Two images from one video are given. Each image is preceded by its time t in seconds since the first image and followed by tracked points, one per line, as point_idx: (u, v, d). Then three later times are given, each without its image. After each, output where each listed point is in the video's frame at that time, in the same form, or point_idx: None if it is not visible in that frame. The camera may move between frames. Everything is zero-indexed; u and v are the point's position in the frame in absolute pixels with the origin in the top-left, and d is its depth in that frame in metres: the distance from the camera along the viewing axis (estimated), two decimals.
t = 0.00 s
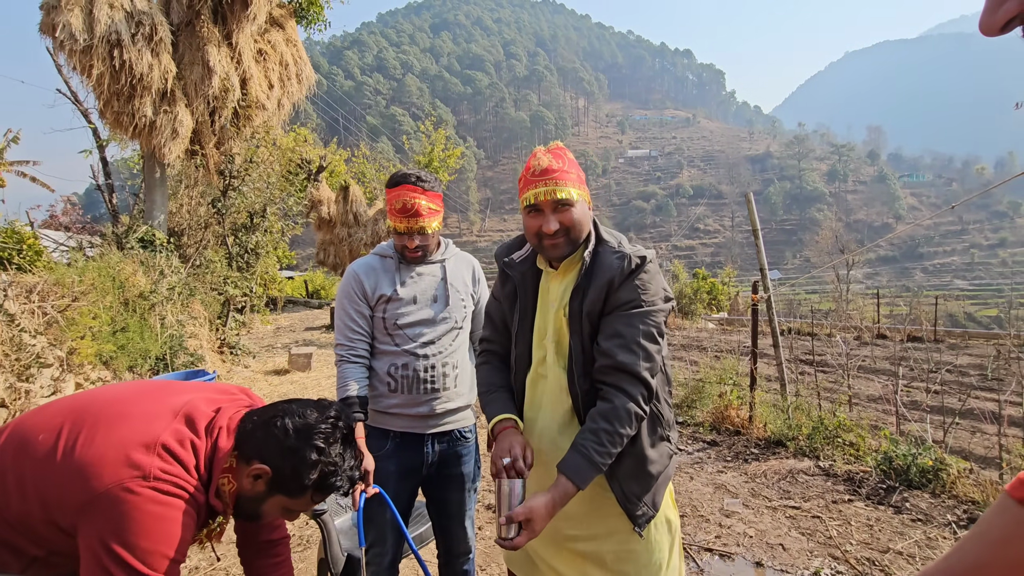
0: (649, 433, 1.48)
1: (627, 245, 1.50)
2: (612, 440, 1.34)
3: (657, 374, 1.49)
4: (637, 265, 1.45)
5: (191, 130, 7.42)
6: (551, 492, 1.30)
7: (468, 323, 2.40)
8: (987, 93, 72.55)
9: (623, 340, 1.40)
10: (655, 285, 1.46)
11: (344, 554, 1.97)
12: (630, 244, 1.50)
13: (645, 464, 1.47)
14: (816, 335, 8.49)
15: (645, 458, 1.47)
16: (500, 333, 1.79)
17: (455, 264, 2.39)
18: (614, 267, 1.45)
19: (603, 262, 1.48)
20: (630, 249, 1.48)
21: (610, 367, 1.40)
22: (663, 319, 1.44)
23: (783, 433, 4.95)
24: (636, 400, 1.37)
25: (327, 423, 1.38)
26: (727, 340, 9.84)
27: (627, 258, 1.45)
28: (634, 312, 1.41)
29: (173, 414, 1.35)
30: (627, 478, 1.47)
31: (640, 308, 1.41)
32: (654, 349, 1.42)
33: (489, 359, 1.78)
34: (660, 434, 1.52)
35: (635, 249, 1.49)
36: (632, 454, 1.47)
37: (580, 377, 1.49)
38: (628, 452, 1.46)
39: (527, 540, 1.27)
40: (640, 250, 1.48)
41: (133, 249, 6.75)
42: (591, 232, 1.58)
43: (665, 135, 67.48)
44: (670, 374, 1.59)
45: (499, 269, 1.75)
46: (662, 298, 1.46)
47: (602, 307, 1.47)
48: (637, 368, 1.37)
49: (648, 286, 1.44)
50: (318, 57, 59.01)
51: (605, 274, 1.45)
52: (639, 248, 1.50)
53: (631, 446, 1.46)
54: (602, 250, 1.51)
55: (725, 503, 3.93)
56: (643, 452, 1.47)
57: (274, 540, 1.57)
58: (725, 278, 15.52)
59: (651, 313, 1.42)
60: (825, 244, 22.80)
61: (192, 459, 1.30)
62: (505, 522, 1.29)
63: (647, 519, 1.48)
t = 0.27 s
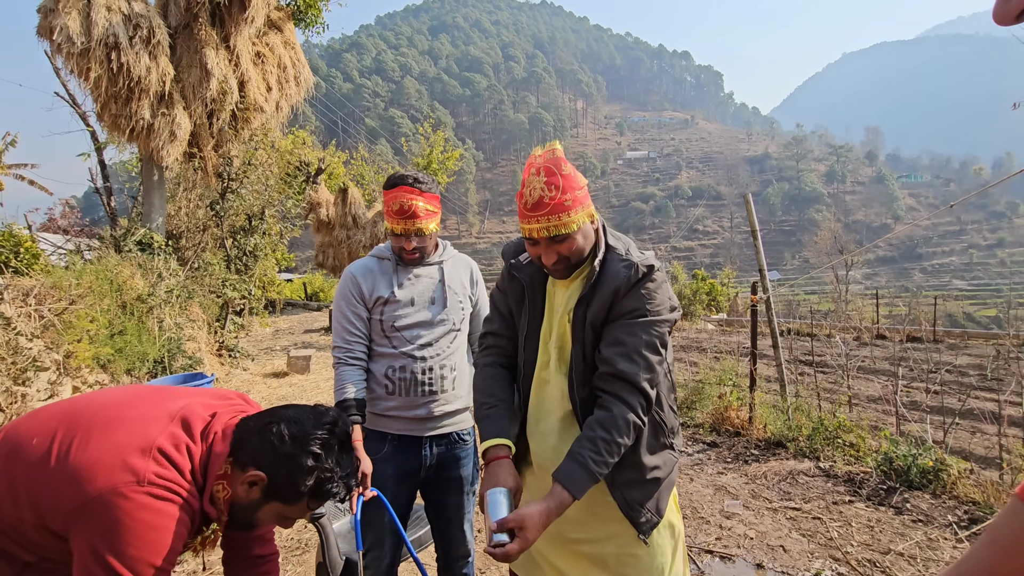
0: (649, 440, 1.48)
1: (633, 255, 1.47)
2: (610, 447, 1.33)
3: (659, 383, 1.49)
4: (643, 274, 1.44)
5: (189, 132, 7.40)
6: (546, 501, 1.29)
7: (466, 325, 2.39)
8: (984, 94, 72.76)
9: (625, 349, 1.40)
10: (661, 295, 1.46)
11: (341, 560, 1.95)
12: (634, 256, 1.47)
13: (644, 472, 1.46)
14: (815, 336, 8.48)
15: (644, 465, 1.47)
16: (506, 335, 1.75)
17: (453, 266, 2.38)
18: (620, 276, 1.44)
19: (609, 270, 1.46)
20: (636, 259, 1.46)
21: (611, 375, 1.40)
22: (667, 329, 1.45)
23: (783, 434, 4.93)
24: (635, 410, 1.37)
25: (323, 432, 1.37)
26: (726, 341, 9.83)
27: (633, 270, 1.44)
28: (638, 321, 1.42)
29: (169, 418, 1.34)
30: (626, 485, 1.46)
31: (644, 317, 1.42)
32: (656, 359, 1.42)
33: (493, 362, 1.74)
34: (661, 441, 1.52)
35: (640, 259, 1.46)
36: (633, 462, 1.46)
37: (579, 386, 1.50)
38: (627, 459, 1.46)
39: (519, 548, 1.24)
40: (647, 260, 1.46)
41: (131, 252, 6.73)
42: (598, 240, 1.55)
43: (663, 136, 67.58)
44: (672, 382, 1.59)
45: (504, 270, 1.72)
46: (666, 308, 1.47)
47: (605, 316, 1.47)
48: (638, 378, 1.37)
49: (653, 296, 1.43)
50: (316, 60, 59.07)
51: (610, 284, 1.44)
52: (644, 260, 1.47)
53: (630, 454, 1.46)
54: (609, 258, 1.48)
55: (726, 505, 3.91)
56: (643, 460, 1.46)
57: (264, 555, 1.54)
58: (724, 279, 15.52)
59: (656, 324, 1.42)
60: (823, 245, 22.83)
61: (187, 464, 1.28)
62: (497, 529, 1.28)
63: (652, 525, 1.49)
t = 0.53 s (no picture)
0: (659, 444, 1.47)
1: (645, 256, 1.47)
2: (615, 452, 1.33)
3: (667, 386, 1.48)
4: (654, 277, 1.43)
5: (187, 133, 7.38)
6: (552, 508, 1.27)
7: (465, 324, 2.37)
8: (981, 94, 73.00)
9: (634, 353, 1.39)
10: (671, 298, 1.45)
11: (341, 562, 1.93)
12: (647, 256, 1.47)
13: (654, 475, 1.45)
14: (814, 336, 8.48)
15: (655, 468, 1.46)
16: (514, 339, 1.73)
17: (451, 265, 2.36)
18: (630, 280, 1.42)
19: (619, 275, 1.45)
20: (648, 261, 1.45)
21: (616, 380, 1.39)
22: (676, 333, 1.44)
23: (783, 434, 4.92)
24: (640, 415, 1.36)
25: (317, 429, 1.34)
26: (725, 341, 9.83)
27: (645, 271, 1.43)
28: (649, 326, 1.41)
29: (159, 418, 1.32)
30: (637, 488, 1.45)
31: (654, 321, 1.41)
32: (666, 363, 1.41)
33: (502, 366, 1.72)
34: (673, 444, 1.51)
35: (652, 260, 1.46)
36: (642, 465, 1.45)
37: (586, 391, 1.50)
38: (636, 462, 1.45)
39: (530, 560, 1.21)
40: (658, 263, 1.45)
41: (129, 253, 6.71)
42: (609, 242, 1.54)
43: (662, 138, 67.69)
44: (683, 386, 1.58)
45: (509, 270, 1.69)
46: (676, 311, 1.46)
47: (615, 320, 1.46)
48: (645, 383, 1.37)
49: (663, 299, 1.43)
50: (315, 61, 59.09)
51: (621, 286, 1.43)
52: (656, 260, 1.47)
53: (639, 456, 1.45)
54: (620, 262, 1.46)
55: (726, 505, 3.90)
56: (652, 463, 1.45)
57: (256, 551, 1.53)
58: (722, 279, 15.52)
59: (665, 329, 1.42)
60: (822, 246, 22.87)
61: (178, 464, 1.27)
62: (505, 541, 1.24)
63: (663, 529, 1.48)
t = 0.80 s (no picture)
0: (663, 444, 1.46)
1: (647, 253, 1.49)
2: (622, 450, 1.31)
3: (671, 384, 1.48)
4: (657, 273, 1.44)
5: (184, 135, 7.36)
6: (563, 504, 1.26)
7: (462, 328, 2.36)
8: (978, 96, 73.28)
9: (638, 351, 1.39)
10: (674, 295, 1.45)
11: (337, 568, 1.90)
12: (649, 253, 1.49)
13: (657, 475, 1.44)
14: (812, 337, 8.49)
15: (658, 469, 1.44)
16: (514, 340, 1.73)
17: (449, 268, 2.35)
18: (634, 277, 1.43)
19: (622, 272, 1.45)
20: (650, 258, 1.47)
21: (623, 376, 1.38)
22: (681, 330, 1.43)
23: (782, 436, 4.91)
24: (648, 411, 1.35)
25: (304, 442, 1.33)
26: (723, 343, 9.84)
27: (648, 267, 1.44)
28: (653, 322, 1.40)
29: (148, 426, 1.31)
30: (639, 488, 1.44)
31: (658, 318, 1.41)
32: (670, 361, 1.40)
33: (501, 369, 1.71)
34: (674, 444, 1.50)
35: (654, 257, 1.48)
36: (647, 465, 1.44)
37: (593, 389, 1.48)
38: (639, 463, 1.44)
39: (540, 551, 1.21)
40: (661, 261, 1.46)
41: (125, 256, 6.69)
42: (612, 239, 1.55)
43: (660, 139, 67.80)
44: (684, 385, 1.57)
45: (510, 273, 1.69)
46: (679, 309, 1.46)
47: (619, 317, 1.45)
48: (651, 379, 1.36)
49: (667, 295, 1.43)
50: (313, 63, 59.17)
51: (626, 282, 1.43)
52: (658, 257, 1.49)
53: (645, 456, 1.44)
54: (622, 259, 1.48)
55: (725, 508, 3.89)
56: (657, 463, 1.44)
57: (267, 550, 1.46)
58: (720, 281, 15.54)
59: (670, 325, 1.41)
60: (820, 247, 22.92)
61: (166, 474, 1.26)
62: (516, 532, 1.24)
63: (664, 532, 1.46)
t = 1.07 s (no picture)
0: (660, 442, 1.46)
1: (642, 252, 1.49)
2: (617, 447, 1.31)
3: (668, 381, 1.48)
4: (652, 271, 1.44)
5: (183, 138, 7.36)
6: (556, 502, 1.26)
7: (462, 331, 2.36)
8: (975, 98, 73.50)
9: (634, 346, 1.38)
10: (669, 292, 1.44)
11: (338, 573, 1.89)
12: (644, 252, 1.49)
13: (655, 473, 1.44)
14: (811, 339, 8.50)
15: (656, 467, 1.44)
16: (514, 343, 1.73)
17: (448, 271, 2.35)
18: (629, 274, 1.43)
19: (617, 269, 1.45)
20: (645, 256, 1.47)
21: (619, 372, 1.39)
22: (676, 326, 1.42)
23: (782, 438, 4.91)
24: (643, 405, 1.35)
25: (308, 444, 1.33)
26: (722, 345, 9.85)
27: (643, 266, 1.43)
28: (648, 319, 1.40)
29: (147, 429, 1.30)
30: (637, 486, 1.44)
31: (654, 314, 1.40)
32: (666, 357, 1.40)
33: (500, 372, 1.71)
34: (672, 443, 1.50)
35: (649, 256, 1.48)
36: (644, 463, 1.44)
37: (590, 387, 1.48)
38: (637, 461, 1.44)
39: (537, 553, 1.20)
40: (655, 259, 1.46)
41: (124, 258, 6.68)
42: (609, 239, 1.55)
43: (658, 141, 67.92)
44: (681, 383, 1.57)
45: (509, 276, 1.69)
46: (675, 306, 1.45)
47: (615, 314, 1.45)
48: (647, 374, 1.36)
49: (662, 293, 1.43)
50: (311, 65, 59.19)
51: (621, 280, 1.43)
52: (653, 255, 1.49)
53: (643, 454, 1.44)
54: (617, 257, 1.48)
55: (725, 510, 3.88)
56: (655, 460, 1.44)
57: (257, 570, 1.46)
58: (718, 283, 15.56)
59: (664, 320, 1.40)
60: (818, 249, 22.96)
61: (166, 478, 1.25)
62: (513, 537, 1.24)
63: (662, 530, 1.46)
